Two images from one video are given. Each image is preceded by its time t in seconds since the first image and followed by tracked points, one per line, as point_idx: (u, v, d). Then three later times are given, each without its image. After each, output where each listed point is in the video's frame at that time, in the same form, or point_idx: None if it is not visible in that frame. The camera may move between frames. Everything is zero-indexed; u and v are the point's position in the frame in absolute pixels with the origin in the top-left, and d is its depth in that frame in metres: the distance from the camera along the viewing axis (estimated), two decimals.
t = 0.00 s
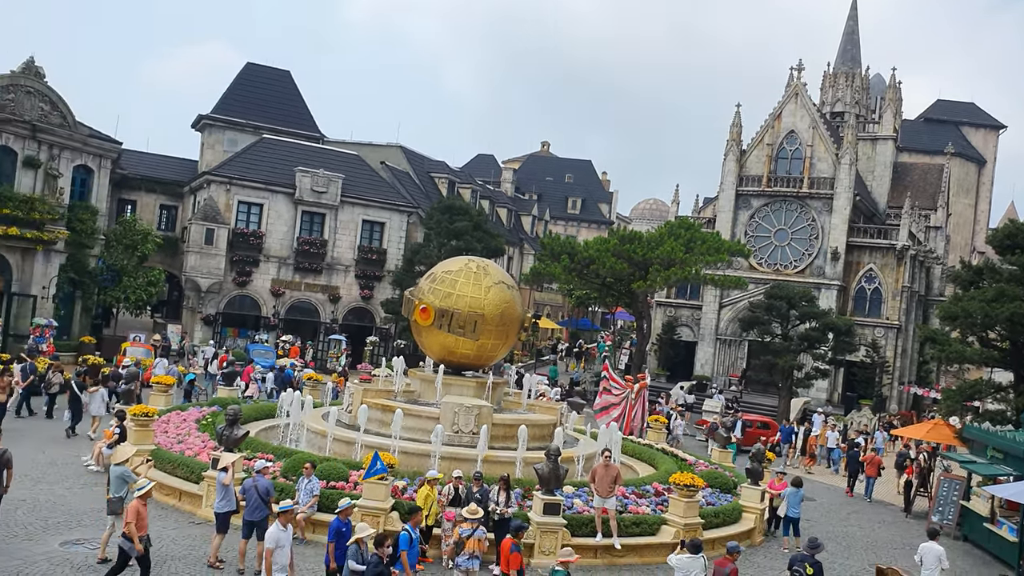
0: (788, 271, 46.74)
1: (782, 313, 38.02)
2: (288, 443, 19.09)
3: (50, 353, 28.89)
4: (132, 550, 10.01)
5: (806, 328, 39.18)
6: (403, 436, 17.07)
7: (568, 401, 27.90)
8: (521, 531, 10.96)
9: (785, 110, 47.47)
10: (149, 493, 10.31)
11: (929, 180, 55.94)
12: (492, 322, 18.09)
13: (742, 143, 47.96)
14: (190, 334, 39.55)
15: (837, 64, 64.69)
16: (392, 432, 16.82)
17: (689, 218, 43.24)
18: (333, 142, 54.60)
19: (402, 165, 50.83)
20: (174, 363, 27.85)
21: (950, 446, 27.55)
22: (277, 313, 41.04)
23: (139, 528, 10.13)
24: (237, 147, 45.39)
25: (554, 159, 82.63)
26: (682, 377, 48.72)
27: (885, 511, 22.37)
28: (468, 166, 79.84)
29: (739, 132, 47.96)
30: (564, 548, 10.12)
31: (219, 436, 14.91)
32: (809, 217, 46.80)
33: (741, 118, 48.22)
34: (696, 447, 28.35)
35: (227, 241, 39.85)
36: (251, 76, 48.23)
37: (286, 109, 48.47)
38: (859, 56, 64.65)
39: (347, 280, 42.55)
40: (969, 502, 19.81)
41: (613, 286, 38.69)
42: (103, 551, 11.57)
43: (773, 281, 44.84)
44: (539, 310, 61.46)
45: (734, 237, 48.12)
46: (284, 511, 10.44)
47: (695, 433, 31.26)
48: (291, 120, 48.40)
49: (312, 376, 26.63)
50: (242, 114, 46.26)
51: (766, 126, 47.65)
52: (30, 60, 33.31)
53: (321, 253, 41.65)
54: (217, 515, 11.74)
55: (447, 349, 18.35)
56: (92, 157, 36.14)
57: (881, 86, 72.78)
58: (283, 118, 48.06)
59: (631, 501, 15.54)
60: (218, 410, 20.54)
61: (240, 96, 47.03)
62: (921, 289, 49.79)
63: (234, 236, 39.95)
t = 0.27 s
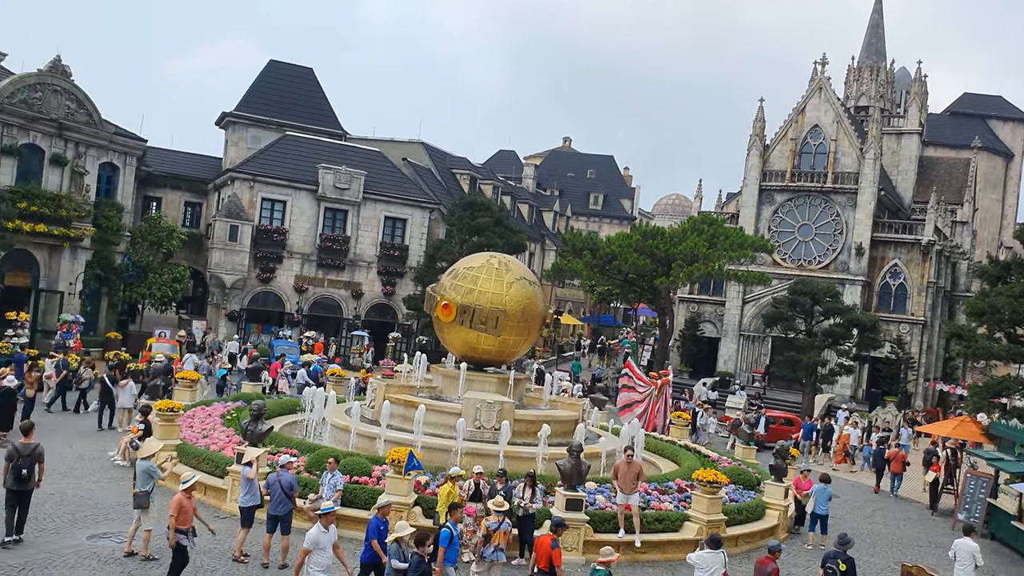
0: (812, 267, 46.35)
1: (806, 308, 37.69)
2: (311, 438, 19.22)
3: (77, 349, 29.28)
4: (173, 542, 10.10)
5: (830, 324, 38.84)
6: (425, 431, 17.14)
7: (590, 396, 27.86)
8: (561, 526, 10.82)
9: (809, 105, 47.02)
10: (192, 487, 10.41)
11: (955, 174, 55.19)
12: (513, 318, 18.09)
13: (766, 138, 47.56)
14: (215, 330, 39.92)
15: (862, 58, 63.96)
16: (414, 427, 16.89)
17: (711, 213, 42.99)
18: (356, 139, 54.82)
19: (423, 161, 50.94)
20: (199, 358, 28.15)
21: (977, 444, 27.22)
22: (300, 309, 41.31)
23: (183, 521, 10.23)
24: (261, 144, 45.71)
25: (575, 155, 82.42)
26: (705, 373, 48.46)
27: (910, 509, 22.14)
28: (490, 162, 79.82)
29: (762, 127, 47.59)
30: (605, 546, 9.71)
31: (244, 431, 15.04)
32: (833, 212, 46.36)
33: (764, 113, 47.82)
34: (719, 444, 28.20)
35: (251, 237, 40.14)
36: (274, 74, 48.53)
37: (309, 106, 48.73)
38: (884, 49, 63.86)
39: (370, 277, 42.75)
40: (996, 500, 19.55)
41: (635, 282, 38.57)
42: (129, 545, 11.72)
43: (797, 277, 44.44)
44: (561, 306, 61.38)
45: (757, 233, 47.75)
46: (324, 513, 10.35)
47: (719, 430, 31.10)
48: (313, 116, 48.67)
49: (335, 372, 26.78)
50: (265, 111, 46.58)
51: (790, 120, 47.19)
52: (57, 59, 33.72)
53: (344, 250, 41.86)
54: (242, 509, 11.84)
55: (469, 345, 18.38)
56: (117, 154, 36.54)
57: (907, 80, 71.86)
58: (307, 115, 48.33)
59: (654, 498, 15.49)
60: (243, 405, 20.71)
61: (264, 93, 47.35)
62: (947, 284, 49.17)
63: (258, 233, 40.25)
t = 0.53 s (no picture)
0: (836, 263, 45.92)
1: (831, 305, 37.33)
2: (335, 434, 19.34)
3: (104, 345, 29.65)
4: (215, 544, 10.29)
5: (855, 320, 38.45)
6: (448, 427, 17.19)
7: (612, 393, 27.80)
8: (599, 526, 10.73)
9: (834, 99, 46.56)
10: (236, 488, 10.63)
11: (982, 169, 54.40)
12: (535, 314, 18.08)
13: (790, 133, 47.14)
14: (239, 327, 40.28)
15: (887, 52, 63.20)
16: (437, 423, 16.94)
17: (734, 209, 42.70)
18: (378, 136, 55.02)
19: (445, 158, 51.03)
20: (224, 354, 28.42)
21: (1005, 442, 26.84)
22: (323, 306, 41.57)
23: (226, 523, 10.43)
24: (284, 142, 46.01)
25: (597, 151, 82.16)
26: (728, 370, 48.18)
27: (937, 507, 21.89)
28: (511, 158, 79.78)
29: (786, 122, 47.18)
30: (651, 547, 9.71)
31: (268, 427, 15.15)
32: (858, 208, 45.89)
33: (788, 108, 47.40)
34: (742, 441, 28.03)
35: (275, 234, 40.42)
36: (297, 71, 48.82)
37: (332, 104, 48.96)
38: (909, 42, 63.05)
39: (392, 273, 42.92)
40: None
41: (658, 279, 38.41)
42: (155, 539, 11.86)
43: (821, 273, 44.02)
44: (582, 302, 61.28)
45: (781, 229, 47.35)
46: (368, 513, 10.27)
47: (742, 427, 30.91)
48: (336, 114, 48.90)
49: (358, 368, 26.92)
50: (288, 109, 46.87)
51: (814, 115, 46.72)
52: (83, 58, 34.10)
53: (366, 247, 42.06)
54: (267, 504, 11.94)
55: (490, 342, 18.39)
56: (142, 152, 36.92)
57: (933, 74, 70.89)
58: (329, 113, 48.57)
59: (677, 495, 15.41)
60: (267, 401, 20.88)
61: (287, 91, 47.65)
62: (974, 280, 48.50)
63: (281, 230, 40.53)
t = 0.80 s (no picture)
0: (855, 258, 45.58)
1: (849, 300, 37.02)
2: (352, 428, 19.42)
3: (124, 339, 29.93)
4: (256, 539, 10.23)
5: (874, 316, 38.14)
6: (464, 422, 17.22)
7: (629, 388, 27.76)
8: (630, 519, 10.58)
9: (852, 93, 46.18)
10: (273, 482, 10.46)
11: (1004, 163, 53.75)
12: (552, 309, 18.07)
13: (808, 127, 46.79)
14: (257, 321, 40.53)
15: (907, 45, 62.55)
16: (453, 418, 16.98)
17: (752, 203, 42.45)
18: (395, 131, 55.14)
19: (462, 153, 51.06)
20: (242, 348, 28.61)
21: None
22: (341, 301, 41.76)
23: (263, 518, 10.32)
24: (301, 137, 46.19)
25: (614, 145, 81.91)
26: (745, 365, 47.96)
27: (957, 504, 21.71)
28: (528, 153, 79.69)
29: (804, 116, 46.81)
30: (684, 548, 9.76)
31: (286, 421, 15.24)
32: (877, 202, 45.50)
33: (806, 102, 47.05)
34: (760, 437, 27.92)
35: (292, 230, 40.63)
36: (314, 67, 48.99)
37: (348, 99, 49.09)
38: (930, 35, 62.36)
39: (409, 268, 43.02)
40: None
41: (675, 274, 38.28)
42: (173, 533, 11.95)
43: (839, 269, 43.66)
44: (599, 298, 61.20)
45: (799, 223, 47.03)
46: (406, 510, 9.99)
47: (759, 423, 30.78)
48: (353, 109, 49.03)
49: (375, 363, 27.00)
50: (306, 104, 47.05)
51: (832, 109, 46.33)
52: (102, 54, 34.37)
53: (383, 242, 42.18)
54: (284, 497, 12.01)
55: (507, 337, 18.40)
56: (161, 148, 37.19)
57: (953, 66, 70.07)
58: (346, 108, 48.71)
59: (694, 490, 15.37)
60: (285, 395, 21.01)
61: (304, 87, 47.83)
62: (995, 276, 47.97)
63: (299, 225, 40.72)
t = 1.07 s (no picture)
0: (873, 251, 45.22)
1: (867, 293, 36.71)
2: (368, 420, 19.52)
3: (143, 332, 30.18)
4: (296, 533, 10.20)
5: (892, 309, 37.84)
6: (480, 415, 17.26)
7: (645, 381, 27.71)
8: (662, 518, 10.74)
9: (871, 85, 45.76)
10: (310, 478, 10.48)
11: None
12: (568, 302, 18.06)
13: (826, 119, 46.41)
14: (274, 314, 40.76)
15: (926, 35, 61.85)
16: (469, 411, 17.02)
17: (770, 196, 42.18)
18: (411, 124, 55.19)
19: (478, 146, 51.04)
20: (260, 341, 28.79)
21: None
22: (357, 294, 41.91)
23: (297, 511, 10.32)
24: (317, 130, 46.32)
25: (630, 137, 81.59)
26: (762, 359, 47.73)
27: (975, 499, 21.54)
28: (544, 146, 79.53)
29: (822, 107, 46.44)
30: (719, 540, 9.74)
31: (303, 412, 15.33)
32: (895, 194, 45.10)
33: (824, 93, 46.66)
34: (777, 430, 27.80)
35: (309, 223, 40.80)
36: (330, 60, 49.10)
37: (364, 92, 49.16)
38: (950, 26, 61.64)
39: (425, 261, 43.11)
40: None
41: (691, 267, 38.14)
42: (192, 523, 12.07)
43: (857, 261, 43.34)
44: (615, 291, 61.08)
45: (817, 216, 46.69)
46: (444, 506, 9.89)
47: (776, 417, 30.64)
48: (369, 102, 49.11)
49: (391, 355, 27.09)
50: (322, 98, 47.17)
51: (850, 101, 45.91)
52: (121, 48, 34.57)
53: (398, 235, 42.28)
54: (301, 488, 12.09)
55: (523, 330, 18.40)
56: (179, 142, 37.40)
57: (974, 57, 69.21)
58: (363, 101, 48.80)
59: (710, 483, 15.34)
60: (302, 387, 21.14)
61: (320, 80, 47.95)
62: (1015, 269, 47.44)
63: (315, 218, 40.87)
